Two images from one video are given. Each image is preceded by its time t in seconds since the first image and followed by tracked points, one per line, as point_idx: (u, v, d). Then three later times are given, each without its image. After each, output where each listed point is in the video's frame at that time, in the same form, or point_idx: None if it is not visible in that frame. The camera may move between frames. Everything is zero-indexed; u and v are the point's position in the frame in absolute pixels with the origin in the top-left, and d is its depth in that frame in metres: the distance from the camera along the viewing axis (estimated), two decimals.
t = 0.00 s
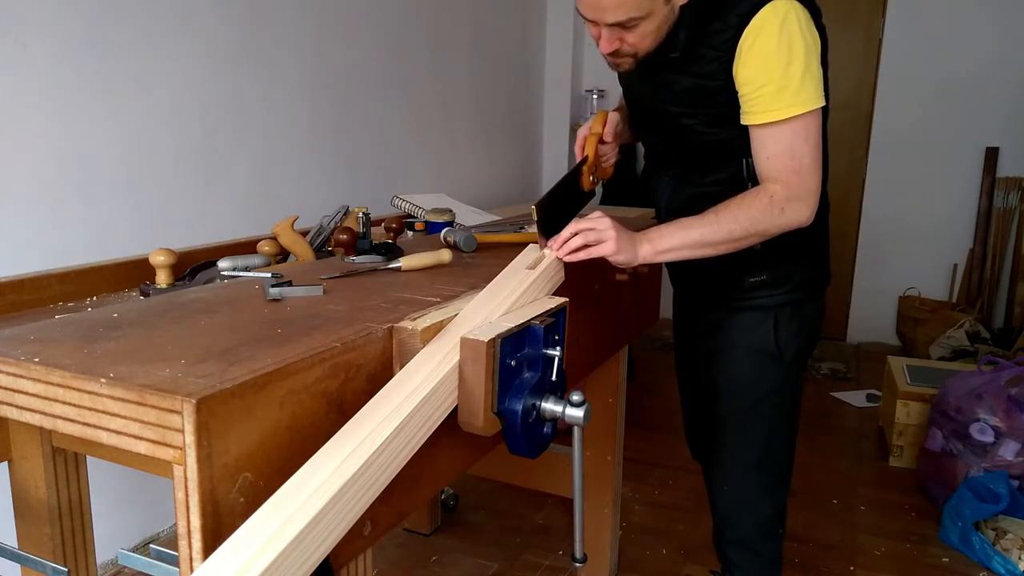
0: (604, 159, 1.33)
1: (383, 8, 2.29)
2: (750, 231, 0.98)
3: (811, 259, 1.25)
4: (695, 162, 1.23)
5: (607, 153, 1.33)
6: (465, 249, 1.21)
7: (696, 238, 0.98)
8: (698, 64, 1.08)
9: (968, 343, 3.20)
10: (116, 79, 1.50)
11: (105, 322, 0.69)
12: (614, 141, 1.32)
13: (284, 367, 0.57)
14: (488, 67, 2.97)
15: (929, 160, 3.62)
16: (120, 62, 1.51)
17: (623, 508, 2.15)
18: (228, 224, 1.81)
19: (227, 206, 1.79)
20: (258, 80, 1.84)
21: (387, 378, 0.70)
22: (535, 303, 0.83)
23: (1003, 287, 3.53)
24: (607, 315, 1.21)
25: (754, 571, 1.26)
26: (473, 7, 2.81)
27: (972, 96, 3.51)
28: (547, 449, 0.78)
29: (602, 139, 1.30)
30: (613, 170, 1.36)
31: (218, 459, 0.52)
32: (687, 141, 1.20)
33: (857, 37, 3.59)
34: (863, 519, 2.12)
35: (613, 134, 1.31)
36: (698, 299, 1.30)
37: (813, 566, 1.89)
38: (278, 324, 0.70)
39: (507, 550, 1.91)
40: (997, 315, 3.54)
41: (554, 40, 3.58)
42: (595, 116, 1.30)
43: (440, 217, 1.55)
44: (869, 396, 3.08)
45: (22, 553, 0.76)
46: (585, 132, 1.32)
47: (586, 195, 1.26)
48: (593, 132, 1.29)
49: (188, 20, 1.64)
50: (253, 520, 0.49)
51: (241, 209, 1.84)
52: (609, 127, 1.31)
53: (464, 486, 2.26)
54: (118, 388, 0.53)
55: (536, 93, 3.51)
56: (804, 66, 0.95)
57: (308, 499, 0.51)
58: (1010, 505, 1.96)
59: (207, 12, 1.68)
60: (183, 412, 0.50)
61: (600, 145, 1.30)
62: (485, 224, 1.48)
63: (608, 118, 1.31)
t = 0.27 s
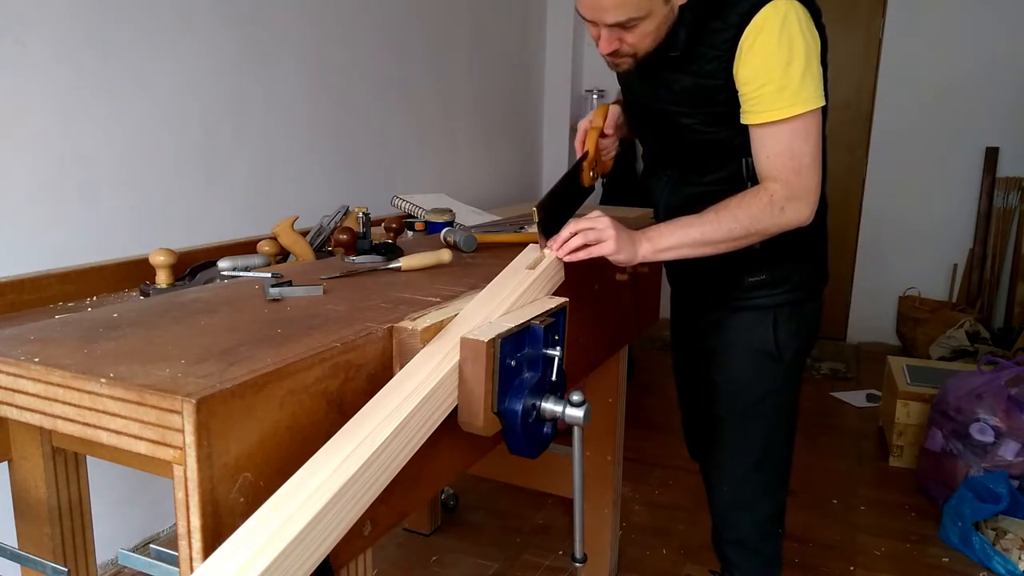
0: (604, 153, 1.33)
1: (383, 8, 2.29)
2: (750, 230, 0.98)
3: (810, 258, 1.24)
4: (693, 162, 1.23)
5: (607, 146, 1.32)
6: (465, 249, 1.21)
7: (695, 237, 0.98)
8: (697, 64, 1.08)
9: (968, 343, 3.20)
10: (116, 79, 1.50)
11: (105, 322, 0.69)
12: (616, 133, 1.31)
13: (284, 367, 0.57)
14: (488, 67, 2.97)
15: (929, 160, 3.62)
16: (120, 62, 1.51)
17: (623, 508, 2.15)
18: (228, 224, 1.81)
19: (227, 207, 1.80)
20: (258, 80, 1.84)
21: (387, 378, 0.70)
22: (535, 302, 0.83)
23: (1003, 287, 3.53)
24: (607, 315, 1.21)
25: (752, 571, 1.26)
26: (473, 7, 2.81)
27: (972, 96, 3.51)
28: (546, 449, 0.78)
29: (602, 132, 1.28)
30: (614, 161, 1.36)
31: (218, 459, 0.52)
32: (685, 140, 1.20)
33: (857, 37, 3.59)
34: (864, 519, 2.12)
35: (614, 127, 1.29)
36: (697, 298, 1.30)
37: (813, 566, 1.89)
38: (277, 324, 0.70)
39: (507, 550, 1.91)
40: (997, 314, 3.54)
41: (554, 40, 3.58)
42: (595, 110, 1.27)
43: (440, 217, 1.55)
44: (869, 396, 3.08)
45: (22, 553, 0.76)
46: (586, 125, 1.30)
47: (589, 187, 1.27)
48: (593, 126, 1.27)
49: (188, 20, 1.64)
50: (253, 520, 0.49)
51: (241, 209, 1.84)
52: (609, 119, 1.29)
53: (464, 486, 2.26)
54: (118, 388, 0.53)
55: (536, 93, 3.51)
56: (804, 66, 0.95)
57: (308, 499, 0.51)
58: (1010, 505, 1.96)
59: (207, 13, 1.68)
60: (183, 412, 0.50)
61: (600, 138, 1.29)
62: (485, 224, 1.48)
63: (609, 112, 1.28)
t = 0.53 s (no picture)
0: (600, 155, 1.33)
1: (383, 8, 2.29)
2: (750, 229, 0.98)
3: (807, 257, 1.24)
4: (691, 160, 1.23)
5: (603, 149, 1.33)
6: (465, 249, 1.21)
7: (696, 236, 0.98)
8: (696, 62, 1.08)
9: (968, 343, 3.19)
10: (117, 79, 1.50)
11: (105, 322, 0.69)
12: (611, 136, 1.32)
13: (284, 367, 0.57)
14: (488, 67, 2.97)
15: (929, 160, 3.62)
16: (121, 62, 1.51)
17: (623, 508, 2.15)
18: (228, 225, 1.81)
19: (228, 207, 1.80)
20: (257, 80, 1.84)
21: (387, 378, 0.70)
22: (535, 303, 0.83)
23: (1002, 287, 3.53)
24: (607, 315, 1.21)
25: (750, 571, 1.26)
26: (473, 7, 2.81)
27: (972, 95, 3.51)
28: (546, 449, 0.78)
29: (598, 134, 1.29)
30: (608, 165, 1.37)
31: (217, 459, 0.52)
32: (684, 139, 1.20)
33: (856, 37, 3.59)
34: (864, 519, 2.12)
35: (610, 130, 1.30)
36: (693, 298, 1.30)
37: (813, 566, 1.89)
38: (278, 323, 0.70)
39: (507, 550, 1.91)
40: (997, 314, 3.54)
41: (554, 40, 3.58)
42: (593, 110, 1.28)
43: (439, 217, 1.55)
44: (869, 396, 3.08)
45: (22, 552, 0.76)
46: (582, 126, 1.31)
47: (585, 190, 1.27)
48: (590, 128, 1.28)
49: (188, 20, 1.64)
50: (253, 520, 0.49)
51: (241, 209, 1.84)
52: (605, 122, 1.30)
53: (464, 486, 2.26)
54: (118, 388, 0.53)
55: (536, 93, 3.51)
56: (803, 66, 0.95)
57: (308, 499, 0.51)
58: (1009, 505, 1.96)
59: (207, 12, 1.68)
60: (183, 412, 0.50)
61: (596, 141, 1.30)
62: (485, 224, 1.48)
63: (605, 113, 1.29)
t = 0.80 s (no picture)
0: (599, 156, 1.33)
1: (383, 8, 2.29)
2: (750, 229, 0.98)
3: (805, 257, 1.24)
4: (688, 159, 1.22)
5: (603, 150, 1.33)
6: (465, 249, 1.21)
7: (695, 235, 0.98)
8: (693, 61, 1.07)
9: (968, 343, 3.19)
10: (117, 79, 1.50)
11: (105, 322, 0.69)
12: (611, 138, 1.32)
13: (284, 367, 0.57)
14: (488, 67, 2.97)
15: (929, 160, 3.62)
16: (121, 62, 1.51)
17: (623, 508, 2.15)
18: (228, 225, 1.81)
19: (228, 207, 1.80)
20: (257, 79, 1.84)
21: (387, 378, 0.70)
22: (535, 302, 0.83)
23: (1003, 287, 3.53)
24: (607, 315, 1.21)
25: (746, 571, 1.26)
26: (473, 7, 2.81)
27: (972, 96, 3.51)
28: (547, 449, 0.78)
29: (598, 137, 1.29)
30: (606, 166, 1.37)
31: (218, 459, 0.52)
32: (681, 138, 1.20)
33: (856, 38, 3.59)
34: (864, 519, 2.12)
35: (609, 132, 1.30)
36: (691, 297, 1.29)
37: (813, 566, 1.89)
38: (278, 323, 0.70)
39: (507, 550, 1.91)
40: (997, 314, 3.54)
41: (554, 39, 3.57)
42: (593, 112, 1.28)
43: (439, 217, 1.55)
44: (869, 396, 3.08)
45: (22, 552, 0.76)
46: (582, 128, 1.31)
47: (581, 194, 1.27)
48: (589, 130, 1.27)
49: (188, 20, 1.64)
50: (253, 520, 0.49)
51: (241, 209, 1.84)
52: (605, 124, 1.30)
53: (464, 486, 2.26)
54: (118, 388, 0.53)
55: (536, 93, 3.51)
56: (802, 66, 0.95)
57: (308, 500, 0.51)
58: (1009, 505, 1.96)
59: (208, 12, 1.69)
60: (183, 412, 0.50)
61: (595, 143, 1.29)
62: (485, 224, 1.48)
63: (605, 115, 1.30)
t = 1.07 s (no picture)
0: (599, 156, 1.33)
1: (383, 8, 2.29)
2: (751, 229, 0.98)
3: (802, 257, 1.24)
4: (686, 159, 1.23)
5: (601, 150, 1.33)
6: (465, 249, 1.21)
7: (696, 235, 0.98)
8: (691, 61, 1.07)
9: (968, 343, 3.19)
10: (116, 79, 1.50)
11: (105, 322, 0.69)
12: (609, 138, 1.32)
13: (284, 367, 0.57)
14: (488, 67, 2.97)
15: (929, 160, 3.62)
16: (121, 62, 1.51)
17: (623, 508, 2.15)
18: (227, 225, 1.81)
19: (227, 207, 1.79)
20: (257, 79, 1.84)
21: (387, 379, 0.70)
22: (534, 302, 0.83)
23: (1003, 287, 3.53)
24: (608, 315, 1.21)
25: (746, 571, 1.26)
26: (473, 8, 2.80)
27: (972, 95, 3.51)
28: (547, 449, 0.78)
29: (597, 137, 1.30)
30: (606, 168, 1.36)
31: (217, 459, 0.52)
32: (679, 138, 1.20)
33: (856, 37, 3.59)
34: (864, 519, 2.12)
35: (608, 131, 1.31)
36: (688, 297, 1.29)
37: (813, 566, 1.89)
38: (278, 324, 0.70)
39: (507, 550, 1.91)
40: (998, 314, 3.54)
41: (554, 39, 3.57)
42: (590, 113, 1.29)
43: (439, 217, 1.55)
44: (869, 396, 3.08)
45: (22, 552, 0.76)
46: (580, 128, 1.31)
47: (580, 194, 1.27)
48: (588, 130, 1.28)
49: (187, 21, 1.64)
50: (254, 520, 0.49)
51: (241, 209, 1.84)
52: (604, 124, 1.31)
53: (464, 486, 2.26)
54: (118, 388, 0.53)
55: (536, 93, 3.51)
56: (801, 66, 0.95)
57: (308, 500, 0.51)
58: (1010, 505, 1.96)
59: (208, 12, 1.69)
60: (183, 412, 0.50)
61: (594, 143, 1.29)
62: (485, 224, 1.48)
63: (603, 115, 1.30)
